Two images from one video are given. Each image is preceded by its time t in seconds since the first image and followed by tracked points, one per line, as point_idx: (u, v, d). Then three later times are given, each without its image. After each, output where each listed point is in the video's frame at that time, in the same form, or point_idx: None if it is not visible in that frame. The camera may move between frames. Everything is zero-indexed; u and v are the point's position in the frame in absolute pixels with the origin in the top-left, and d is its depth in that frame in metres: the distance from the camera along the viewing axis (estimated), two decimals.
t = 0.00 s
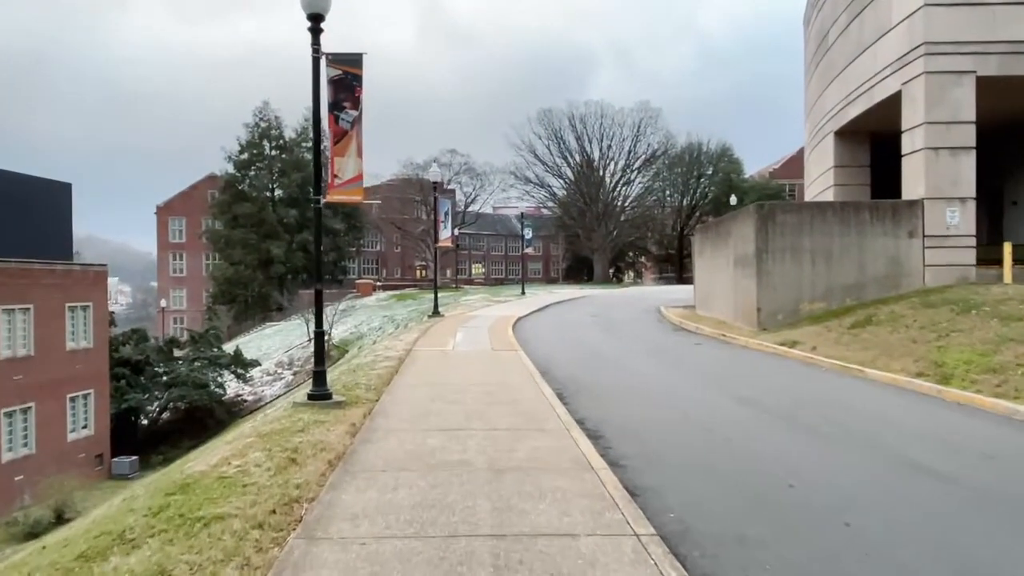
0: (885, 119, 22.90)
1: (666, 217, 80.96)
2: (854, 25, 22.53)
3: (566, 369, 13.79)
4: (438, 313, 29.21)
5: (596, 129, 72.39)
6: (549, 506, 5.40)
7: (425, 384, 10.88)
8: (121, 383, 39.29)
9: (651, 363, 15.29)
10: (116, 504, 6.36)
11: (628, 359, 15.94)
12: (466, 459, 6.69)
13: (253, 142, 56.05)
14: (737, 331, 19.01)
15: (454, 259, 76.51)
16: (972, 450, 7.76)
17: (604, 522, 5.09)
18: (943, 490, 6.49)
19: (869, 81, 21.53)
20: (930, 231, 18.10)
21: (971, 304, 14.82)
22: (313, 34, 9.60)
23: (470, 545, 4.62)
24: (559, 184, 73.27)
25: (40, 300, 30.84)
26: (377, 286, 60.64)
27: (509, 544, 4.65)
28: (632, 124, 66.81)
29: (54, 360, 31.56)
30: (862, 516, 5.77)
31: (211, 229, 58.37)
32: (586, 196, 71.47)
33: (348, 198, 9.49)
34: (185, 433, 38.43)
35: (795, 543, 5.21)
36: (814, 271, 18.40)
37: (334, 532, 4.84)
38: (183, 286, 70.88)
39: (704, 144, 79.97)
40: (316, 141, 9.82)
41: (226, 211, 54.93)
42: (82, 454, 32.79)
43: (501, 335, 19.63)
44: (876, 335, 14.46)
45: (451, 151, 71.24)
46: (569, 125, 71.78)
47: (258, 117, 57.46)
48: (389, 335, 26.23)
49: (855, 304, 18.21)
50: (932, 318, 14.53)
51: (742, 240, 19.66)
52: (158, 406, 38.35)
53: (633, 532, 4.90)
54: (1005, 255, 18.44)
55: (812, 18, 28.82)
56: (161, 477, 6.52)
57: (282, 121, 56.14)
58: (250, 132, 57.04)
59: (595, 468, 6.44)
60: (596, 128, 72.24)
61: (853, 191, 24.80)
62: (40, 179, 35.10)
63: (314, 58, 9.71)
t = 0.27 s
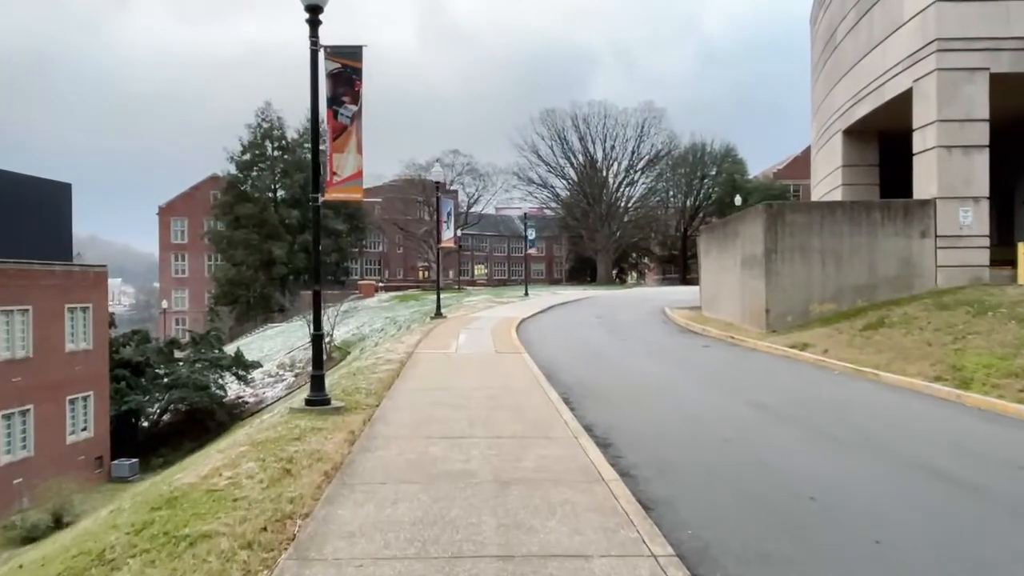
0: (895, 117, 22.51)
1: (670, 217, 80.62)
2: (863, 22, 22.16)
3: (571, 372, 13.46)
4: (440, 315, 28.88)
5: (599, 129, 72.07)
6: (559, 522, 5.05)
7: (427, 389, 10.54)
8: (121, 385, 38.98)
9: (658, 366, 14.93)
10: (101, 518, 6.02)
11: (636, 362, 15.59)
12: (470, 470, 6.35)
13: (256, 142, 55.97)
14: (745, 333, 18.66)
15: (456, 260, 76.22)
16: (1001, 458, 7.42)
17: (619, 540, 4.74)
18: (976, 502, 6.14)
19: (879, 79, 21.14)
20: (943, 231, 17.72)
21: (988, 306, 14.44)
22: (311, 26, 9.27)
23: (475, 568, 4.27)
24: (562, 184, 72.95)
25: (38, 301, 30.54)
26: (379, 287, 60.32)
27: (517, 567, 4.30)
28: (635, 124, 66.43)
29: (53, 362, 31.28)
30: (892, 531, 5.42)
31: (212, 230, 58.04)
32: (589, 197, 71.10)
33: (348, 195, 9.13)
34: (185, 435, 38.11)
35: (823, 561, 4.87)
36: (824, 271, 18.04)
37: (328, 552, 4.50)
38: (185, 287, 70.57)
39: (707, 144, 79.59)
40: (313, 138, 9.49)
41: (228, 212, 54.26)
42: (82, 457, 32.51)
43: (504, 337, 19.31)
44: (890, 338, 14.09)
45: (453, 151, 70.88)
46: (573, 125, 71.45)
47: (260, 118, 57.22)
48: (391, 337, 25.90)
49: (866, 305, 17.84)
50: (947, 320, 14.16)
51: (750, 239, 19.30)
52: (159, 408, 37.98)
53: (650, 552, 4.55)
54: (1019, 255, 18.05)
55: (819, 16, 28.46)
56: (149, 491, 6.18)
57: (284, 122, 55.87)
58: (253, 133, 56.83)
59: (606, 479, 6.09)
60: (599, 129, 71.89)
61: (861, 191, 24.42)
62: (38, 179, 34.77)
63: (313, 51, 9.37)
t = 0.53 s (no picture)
0: (903, 116, 22.16)
1: (673, 218, 80.22)
2: (871, 20, 21.81)
3: (577, 377, 13.15)
4: (442, 317, 28.59)
5: (602, 130, 71.76)
6: (564, 542, 4.73)
7: (428, 395, 10.22)
8: (121, 387, 38.69)
9: (664, 370, 14.61)
10: (82, 535, 5.71)
11: (641, 366, 15.27)
12: (471, 482, 6.03)
13: (258, 144, 55.82)
14: (752, 336, 18.32)
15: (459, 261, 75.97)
16: None
17: (629, 563, 4.42)
18: (1005, 515, 5.83)
19: (888, 77, 20.79)
20: (955, 232, 17.36)
21: (1002, 309, 14.10)
22: (307, 21, 8.98)
23: None
24: (565, 186, 72.65)
25: (37, 303, 30.27)
26: (382, 289, 60.06)
27: None
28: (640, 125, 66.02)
29: (52, 364, 31.01)
30: (923, 549, 5.12)
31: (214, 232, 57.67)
32: (592, 198, 70.76)
33: (345, 194, 8.83)
34: (186, 438, 37.81)
35: None
36: (833, 273, 17.69)
37: None
38: (187, 288, 70.33)
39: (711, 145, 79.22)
40: (310, 136, 9.21)
41: (230, 213, 53.81)
42: (82, 460, 32.23)
43: (507, 340, 19.00)
44: (902, 341, 13.75)
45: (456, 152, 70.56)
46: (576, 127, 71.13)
47: (262, 119, 57.05)
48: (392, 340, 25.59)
49: (876, 307, 17.49)
50: (961, 323, 13.82)
51: (757, 240, 18.96)
52: (159, 411, 37.58)
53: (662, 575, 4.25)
54: None
55: (825, 15, 28.12)
56: (133, 506, 5.86)
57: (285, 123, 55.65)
58: (254, 134, 56.66)
59: (614, 494, 5.77)
60: (603, 130, 71.55)
61: (869, 191, 24.07)
62: (36, 180, 34.49)
63: (309, 46, 9.08)
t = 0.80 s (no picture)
0: (912, 115, 21.78)
1: (676, 220, 79.93)
2: (879, 17, 21.42)
3: (581, 381, 12.82)
4: (444, 319, 28.29)
5: (606, 131, 71.46)
6: (570, 563, 4.39)
7: (427, 400, 9.88)
8: (121, 391, 38.39)
9: (670, 374, 14.27)
10: (58, 552, 5.38)
11: (646, 370, 14.93)
12: (471, 496, 5.68)
13: (260, 145, 55.48)
14: (759, 340, 17.97)
15: (461, 263, 75.69)
16: None
17: None
18: None
19: (897, 75, 20.41)
20: (966, 232, 16.98)
21: (1018, 311, 13.72)
22: (302, 12, 8.66)
23: None
24: (567, 187, 72.39)
25: (35, 305, 29.99)
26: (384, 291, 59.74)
27: None
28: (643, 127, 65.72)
29: (50, 367, 30.73)
30: (955, 567, 4.79)
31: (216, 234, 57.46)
32: (594, 200, 70.44)
33: (341, 192, 8.49)
34: (186, 442, 37.50)
35: None
36: (842, 274, 17.33)
37: None
38: (189, 290, 70.04)
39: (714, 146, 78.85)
40: (305, 132, 8.88)
41: (231, 215, 53.98)
42: (80, 464, 31.94)
43: (510, 343, 18.66)
44: (915, 345, 13.39)
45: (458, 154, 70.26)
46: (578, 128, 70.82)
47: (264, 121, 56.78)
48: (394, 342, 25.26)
49: (886, 309, 17.13)
50: (976, 326, 13.45)
51: (764, 241, 18.61)
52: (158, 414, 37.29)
53: None
54: None
55: (832, 13, 27.76)
56: (113, 522, 5.54)
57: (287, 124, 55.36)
58: (257, 136, 56.29)
59: (622, 506, 5.43)
60: (605, 131, 71.24)
61: (877, 191, 23.69)
62: (35, 181, 34.22)
63: (304, 38, 8.76)
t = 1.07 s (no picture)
0: (924, 116, 21.43)
1: (680, 223, 79.60)
2: (890, 16, 21.08)
3: (589, 388, 12.49)
4: (447, 323, 27.95)
5: (609, 133, 71.14)
6: None
7: (431, 409, 9.55)
8: (121, 394, 38.12)
9: (680, 380, 13.93)
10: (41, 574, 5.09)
11: (655, 377, 14.59)
12: (479, 514, 5.37)
13: (263, 148, 55.20)
14: (769, 345, 17.62)
15: (464, 265, 75.36)
16: None
17: None
18: None
19: (908, 75, 20.08)
20: (981, 236, 16.62)
21: None
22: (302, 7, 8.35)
23: None
24: (571, 190, 72.07)
25: (35, 309, 29.75)
26: (387, 294, 59.44)
27: None
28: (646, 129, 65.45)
29: (50, 371, 30.49)
30: None
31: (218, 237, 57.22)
32: (598, 202, 70.14)
33: (342, 193, 8.17)
34: (187, 446, 37.18)
35: None
36: (854, 278, 16.98)
37: None
38: (191, 293, 69.78)
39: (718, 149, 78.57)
40: (305, 132, 8.59)
41: (235, 218, 53.83)
42: (80, 469, 31.66)
43: (515, 348, 18.33)
44: (932, 350, 13.05)
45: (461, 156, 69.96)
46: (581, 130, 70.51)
47: (267, 123, 56.60)
48: (397, 346, 24.94)
49: (899, 314, 16.78)
50: (993, 331, 13.12)
51: (774, 244, 18.25)
52: (159, 418, 37.00)
53: None
54: None
55: (840, 13, 27.41)
56: (100, 542, 5.24)
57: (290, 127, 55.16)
58: (259, 138, 56.15)
59: (639, 528, 5.11)
60: (609, 133, 70.97)
61: (887, 193, 23.34)
62: (37, 184, 33.96)
63: (303, 34, 8.45)
